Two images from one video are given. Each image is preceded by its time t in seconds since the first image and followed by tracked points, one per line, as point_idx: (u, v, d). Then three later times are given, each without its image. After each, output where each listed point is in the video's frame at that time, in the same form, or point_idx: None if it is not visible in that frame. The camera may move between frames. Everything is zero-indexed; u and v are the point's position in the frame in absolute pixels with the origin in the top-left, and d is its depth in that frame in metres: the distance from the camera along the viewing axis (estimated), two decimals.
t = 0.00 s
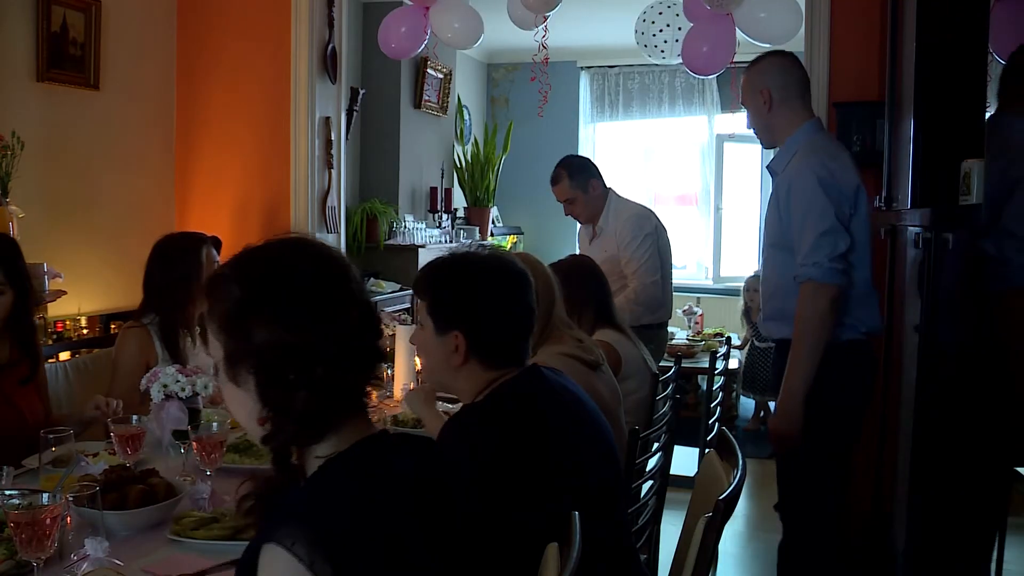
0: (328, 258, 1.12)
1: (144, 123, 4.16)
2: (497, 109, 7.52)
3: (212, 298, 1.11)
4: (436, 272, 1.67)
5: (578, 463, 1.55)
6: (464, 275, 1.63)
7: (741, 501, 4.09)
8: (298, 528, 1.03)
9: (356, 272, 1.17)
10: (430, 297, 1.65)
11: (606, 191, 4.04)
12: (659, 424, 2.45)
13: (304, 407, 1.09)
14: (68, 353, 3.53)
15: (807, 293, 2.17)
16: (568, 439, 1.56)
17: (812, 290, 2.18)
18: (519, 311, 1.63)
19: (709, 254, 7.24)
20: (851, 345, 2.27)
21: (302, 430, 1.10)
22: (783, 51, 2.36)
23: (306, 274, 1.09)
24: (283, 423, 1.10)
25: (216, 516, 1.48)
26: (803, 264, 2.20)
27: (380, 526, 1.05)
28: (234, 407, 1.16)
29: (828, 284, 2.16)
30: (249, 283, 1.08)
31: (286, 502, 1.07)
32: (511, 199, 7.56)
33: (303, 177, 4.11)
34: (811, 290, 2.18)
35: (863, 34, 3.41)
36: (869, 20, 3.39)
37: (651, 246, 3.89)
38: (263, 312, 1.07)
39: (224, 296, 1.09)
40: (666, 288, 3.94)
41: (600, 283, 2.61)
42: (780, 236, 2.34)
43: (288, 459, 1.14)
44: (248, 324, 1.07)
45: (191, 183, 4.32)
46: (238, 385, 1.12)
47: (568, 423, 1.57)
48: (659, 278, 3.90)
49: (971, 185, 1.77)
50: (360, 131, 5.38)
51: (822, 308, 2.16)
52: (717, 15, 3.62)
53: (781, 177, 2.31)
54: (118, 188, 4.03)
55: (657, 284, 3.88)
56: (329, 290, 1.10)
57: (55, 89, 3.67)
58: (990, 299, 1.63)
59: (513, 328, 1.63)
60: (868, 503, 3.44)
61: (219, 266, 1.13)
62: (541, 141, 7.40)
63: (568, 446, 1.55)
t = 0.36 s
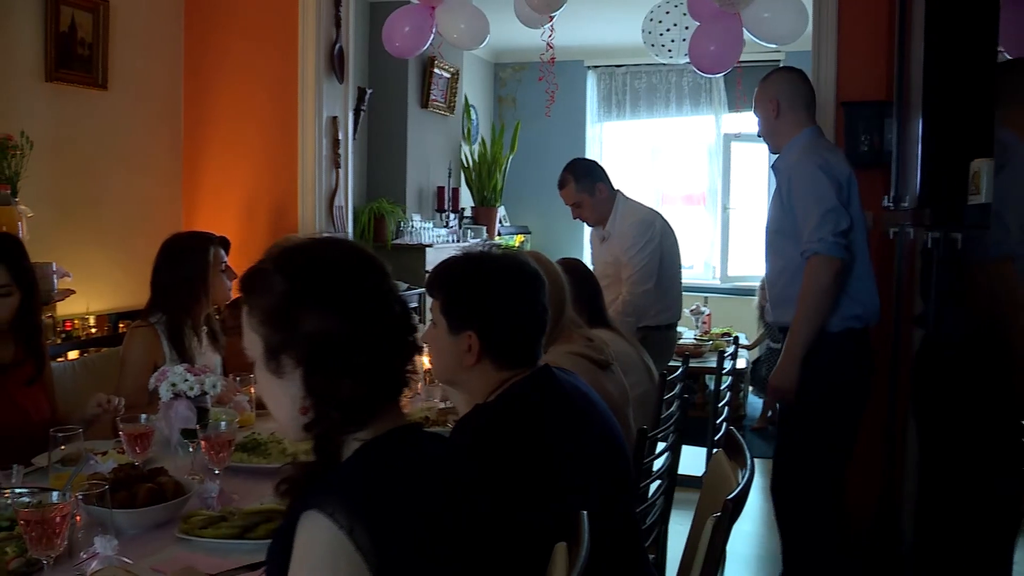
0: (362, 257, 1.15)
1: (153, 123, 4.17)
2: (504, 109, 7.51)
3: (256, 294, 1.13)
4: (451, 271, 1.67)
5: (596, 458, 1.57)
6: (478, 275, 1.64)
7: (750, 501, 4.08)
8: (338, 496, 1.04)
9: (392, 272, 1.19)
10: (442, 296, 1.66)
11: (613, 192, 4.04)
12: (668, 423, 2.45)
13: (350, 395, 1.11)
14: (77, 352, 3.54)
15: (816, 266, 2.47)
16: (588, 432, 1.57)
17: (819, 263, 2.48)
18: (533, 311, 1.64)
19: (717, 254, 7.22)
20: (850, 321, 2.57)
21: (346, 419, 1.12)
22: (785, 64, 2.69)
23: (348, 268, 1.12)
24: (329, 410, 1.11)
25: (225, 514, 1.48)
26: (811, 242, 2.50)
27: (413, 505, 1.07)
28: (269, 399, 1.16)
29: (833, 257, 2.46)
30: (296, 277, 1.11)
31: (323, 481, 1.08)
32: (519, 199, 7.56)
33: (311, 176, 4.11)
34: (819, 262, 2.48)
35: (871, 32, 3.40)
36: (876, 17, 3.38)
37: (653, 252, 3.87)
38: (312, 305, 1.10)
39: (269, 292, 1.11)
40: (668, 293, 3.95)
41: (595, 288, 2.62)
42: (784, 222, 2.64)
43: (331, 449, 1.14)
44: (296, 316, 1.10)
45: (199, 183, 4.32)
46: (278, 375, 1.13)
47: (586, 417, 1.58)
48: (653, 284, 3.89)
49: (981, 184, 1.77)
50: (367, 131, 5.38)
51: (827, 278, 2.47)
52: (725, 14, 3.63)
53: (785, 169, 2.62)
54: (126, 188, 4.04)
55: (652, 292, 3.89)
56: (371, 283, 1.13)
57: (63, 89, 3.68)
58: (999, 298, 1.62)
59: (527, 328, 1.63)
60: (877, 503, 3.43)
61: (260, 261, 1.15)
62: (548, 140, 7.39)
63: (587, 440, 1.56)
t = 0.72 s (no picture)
0: (404, 248, 1.15)
1: (185, 117, 4.20)
2: (534, 103, 7.49)
3: (304, 286, 1.13)
4: (482, 267, 1.67)
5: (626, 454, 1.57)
6: (508, 269, 1.64)
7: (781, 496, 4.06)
8: (383, 464, 1.05)
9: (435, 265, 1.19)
10: (472, 290, 1.66)
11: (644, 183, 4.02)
12: (698, 418, 2.44)
13: (404, 381, 1.11)
14: (112, 344, 3.58)
15: (810, 264, 2.81)
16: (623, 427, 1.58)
17: (816, 259, 2.81)
18: (562, 304, 1.63)
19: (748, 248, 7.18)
20: (850, 313, 2.86)
21: (400, 409, 1.11)
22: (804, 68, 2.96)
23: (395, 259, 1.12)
24: (383, 400, 1.11)
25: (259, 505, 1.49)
26: (810, 239, 2.83)
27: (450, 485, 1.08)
28: (313, 388, 1.17)
29: (828, 254, 2.79)
30: (346, 270, 1.11)
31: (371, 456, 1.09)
32: (548, 193, 7.54)
33: (343, 169, 4.13)
34: (816, 258, 2.80)
35: (906, 24, 3.36)
36: (912, 8, 3.34)
37: (677, 243, 3.88)
38: (363, 295, 1.10)
39: (320, 285, 1.12)
40: (693, 285, 3.93)
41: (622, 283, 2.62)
42: (793, 217, 2.98)
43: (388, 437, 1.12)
44: (349, 307, 1.10)
45: (231, 176, 4.35)
46: (330, 366, 1.14)
47: (621, 411, 1.59)
48: (674, 276, 3.89)
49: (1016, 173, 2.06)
50: (398, 125, 5.39)
51: (822, 273, 2.79)
52: (753, 5, 3.58)
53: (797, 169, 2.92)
54: (159, 182, 4.07)
55: (672, 283, 3.89)
56: (418, 273, 1.13)
57: (97, 84, 3.72)
58: None
59: (558, 321, 1.63)
60: (911, 500, 3.40)
61: (304, 254, 1.15)
62: (577, 134, 7.37)
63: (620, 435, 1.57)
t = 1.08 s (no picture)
0: (449, 233, 1.12)
1: (235, 103, 4.24)
2: (582, 89, 7.45)
3: (348, 275, 1.11)
4: (532, 252, 1.67)
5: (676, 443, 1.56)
6: (558, 255, 1.63)
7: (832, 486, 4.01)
8: (431, 476, 1.02)
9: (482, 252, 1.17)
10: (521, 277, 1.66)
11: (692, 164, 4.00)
12: (748, 405, 2.41)
13: (446, 374, 1.08)
14: (164, 327, 3.63)
15: (827, 254, 2.93)
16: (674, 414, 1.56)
17: (834, 251, 2.93)
18: (613, 290, 1.62)
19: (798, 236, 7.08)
20: (874, 301, 2.94)
21: (443, 401, 1.09)
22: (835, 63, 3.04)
23: (441, 251, 1.09)
24: (426, 392, 1.09)
25: (308, 487, 1.51)
26: (830, 231, 2.95)
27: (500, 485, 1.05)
28: (357, 376, 1.16)
29: (843, 247, 2.91)
30: (388, 260, 1.09)
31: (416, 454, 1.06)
32: (596, 179, 7.51)
33: (390, 155, 4.14)
34: (831, 251, 2.93)
35: (963, 5, 3.28)
36: None
37: (724, 225, 3.85)
38: (405, 285, 1.08)
39: (362, 275, 1.10)
40: (741, 267, 3.89)
41: (672, 268, 2.61)
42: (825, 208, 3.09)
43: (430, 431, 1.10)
44: (390, 298, 1.08)
45: (281, 163, 4.39)
46: (371, 357, 1.13)
47: (671, 402, 1.57)
48: (726, 257, 3.86)
49: None
50: (445, 111, 5.40)
51: (837, 265, 2.91)
52: None
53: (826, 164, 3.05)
54: (210, 168, 4.12)
55: (721, 267, 3.86)
56: (463, 264, 1.11)
57: (150, 72, 3.76)
58: None
59: (609, 307, 1.62)
60: (966, 491, 3.34)
61: (348, 242, 1.13)
62: (625, 120, 7.32)
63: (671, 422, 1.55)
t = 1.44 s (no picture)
0: (484, 221, 1.03)
1: (290, 90, 4.27)
2: (635, 75, 7.42)
3: (380, 263, 1.05)
4: (583, 242, 1.67)
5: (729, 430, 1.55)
6: (609, 242, 1.63)
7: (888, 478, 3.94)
8: (457, 505, 0.96)
9: (525, 243, 1.08)
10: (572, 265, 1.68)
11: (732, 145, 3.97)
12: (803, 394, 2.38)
13: (471, 377, 1.02)
14: (219, 312, 3.68)
15: (891, 231, 3.05)
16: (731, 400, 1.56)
17: (897, 229, 3.06)
18: (666, 275, 1.59)
19: (853, 225, 6.94)
20: (929, 283, 3.07)
21: (468, 403, 1.03)
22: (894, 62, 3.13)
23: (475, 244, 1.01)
24: (448, 394, 1.02)
25: (363, 470, 1.52)
26: (892, 211, 3.08)
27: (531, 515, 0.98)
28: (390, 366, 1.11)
29: (907, 226, 3.04)
30: (420, 250, 1.01)
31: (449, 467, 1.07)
32: (648, 166, 7.47)
33: (445, 141, 4.15)
34: (895, 228, 3.06)
35: None
36: None
37: (770, 212, 3.81)
38: (432, 279, 1.00)
39: (393, 265, 1.03)
40: (786, 251, 3.88)
41: (727, 257, 2.63)
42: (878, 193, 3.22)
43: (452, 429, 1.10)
44: (416, 294, 1.01)
45: (335, 148, 4.42)
46: (400, 350, 1.06)
47: (726, 389, 1.56)
48: (773, 245, 3.83)
49: None
50: (498, 98, 5.39)
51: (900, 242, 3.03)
52: None
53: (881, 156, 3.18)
54: (264, 154, 4.16)
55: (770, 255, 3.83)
56: (497, 260, 1.02)
57: (207, 59, 3.81)
58: None
59: (661, 292, 1.59)
60: None
61: (385, 229, 1.07)
62: (677, 106, 7.25)
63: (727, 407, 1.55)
